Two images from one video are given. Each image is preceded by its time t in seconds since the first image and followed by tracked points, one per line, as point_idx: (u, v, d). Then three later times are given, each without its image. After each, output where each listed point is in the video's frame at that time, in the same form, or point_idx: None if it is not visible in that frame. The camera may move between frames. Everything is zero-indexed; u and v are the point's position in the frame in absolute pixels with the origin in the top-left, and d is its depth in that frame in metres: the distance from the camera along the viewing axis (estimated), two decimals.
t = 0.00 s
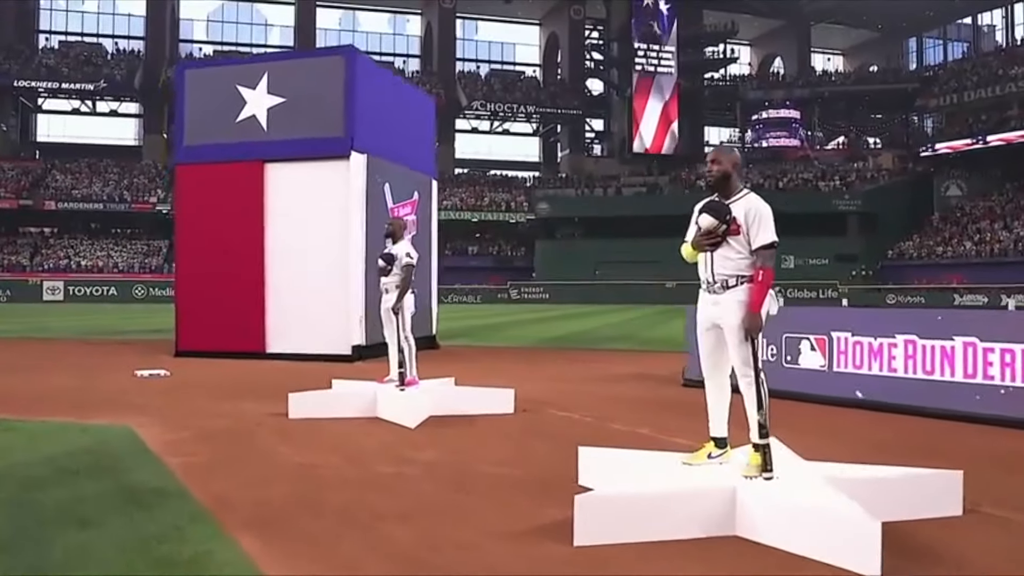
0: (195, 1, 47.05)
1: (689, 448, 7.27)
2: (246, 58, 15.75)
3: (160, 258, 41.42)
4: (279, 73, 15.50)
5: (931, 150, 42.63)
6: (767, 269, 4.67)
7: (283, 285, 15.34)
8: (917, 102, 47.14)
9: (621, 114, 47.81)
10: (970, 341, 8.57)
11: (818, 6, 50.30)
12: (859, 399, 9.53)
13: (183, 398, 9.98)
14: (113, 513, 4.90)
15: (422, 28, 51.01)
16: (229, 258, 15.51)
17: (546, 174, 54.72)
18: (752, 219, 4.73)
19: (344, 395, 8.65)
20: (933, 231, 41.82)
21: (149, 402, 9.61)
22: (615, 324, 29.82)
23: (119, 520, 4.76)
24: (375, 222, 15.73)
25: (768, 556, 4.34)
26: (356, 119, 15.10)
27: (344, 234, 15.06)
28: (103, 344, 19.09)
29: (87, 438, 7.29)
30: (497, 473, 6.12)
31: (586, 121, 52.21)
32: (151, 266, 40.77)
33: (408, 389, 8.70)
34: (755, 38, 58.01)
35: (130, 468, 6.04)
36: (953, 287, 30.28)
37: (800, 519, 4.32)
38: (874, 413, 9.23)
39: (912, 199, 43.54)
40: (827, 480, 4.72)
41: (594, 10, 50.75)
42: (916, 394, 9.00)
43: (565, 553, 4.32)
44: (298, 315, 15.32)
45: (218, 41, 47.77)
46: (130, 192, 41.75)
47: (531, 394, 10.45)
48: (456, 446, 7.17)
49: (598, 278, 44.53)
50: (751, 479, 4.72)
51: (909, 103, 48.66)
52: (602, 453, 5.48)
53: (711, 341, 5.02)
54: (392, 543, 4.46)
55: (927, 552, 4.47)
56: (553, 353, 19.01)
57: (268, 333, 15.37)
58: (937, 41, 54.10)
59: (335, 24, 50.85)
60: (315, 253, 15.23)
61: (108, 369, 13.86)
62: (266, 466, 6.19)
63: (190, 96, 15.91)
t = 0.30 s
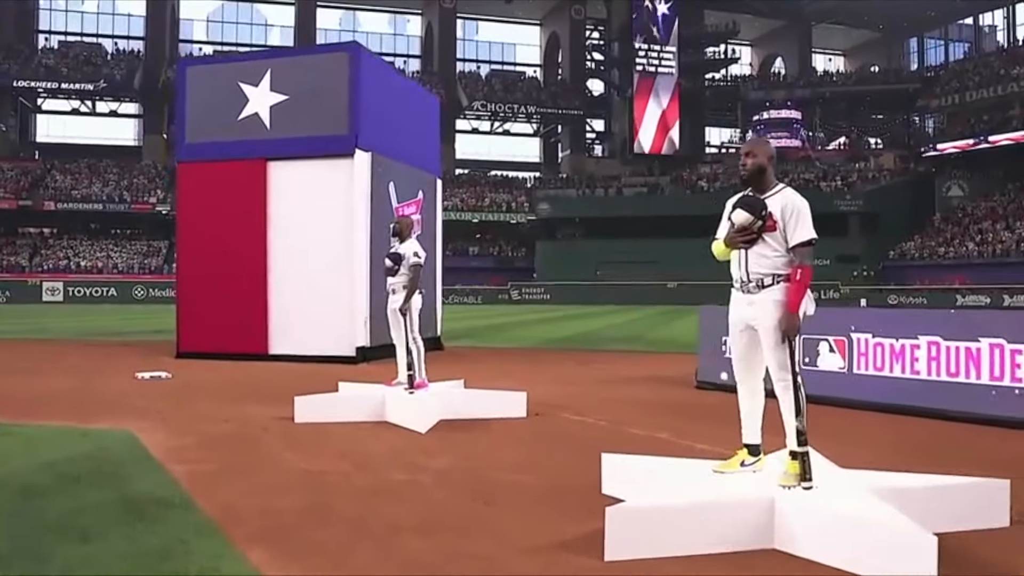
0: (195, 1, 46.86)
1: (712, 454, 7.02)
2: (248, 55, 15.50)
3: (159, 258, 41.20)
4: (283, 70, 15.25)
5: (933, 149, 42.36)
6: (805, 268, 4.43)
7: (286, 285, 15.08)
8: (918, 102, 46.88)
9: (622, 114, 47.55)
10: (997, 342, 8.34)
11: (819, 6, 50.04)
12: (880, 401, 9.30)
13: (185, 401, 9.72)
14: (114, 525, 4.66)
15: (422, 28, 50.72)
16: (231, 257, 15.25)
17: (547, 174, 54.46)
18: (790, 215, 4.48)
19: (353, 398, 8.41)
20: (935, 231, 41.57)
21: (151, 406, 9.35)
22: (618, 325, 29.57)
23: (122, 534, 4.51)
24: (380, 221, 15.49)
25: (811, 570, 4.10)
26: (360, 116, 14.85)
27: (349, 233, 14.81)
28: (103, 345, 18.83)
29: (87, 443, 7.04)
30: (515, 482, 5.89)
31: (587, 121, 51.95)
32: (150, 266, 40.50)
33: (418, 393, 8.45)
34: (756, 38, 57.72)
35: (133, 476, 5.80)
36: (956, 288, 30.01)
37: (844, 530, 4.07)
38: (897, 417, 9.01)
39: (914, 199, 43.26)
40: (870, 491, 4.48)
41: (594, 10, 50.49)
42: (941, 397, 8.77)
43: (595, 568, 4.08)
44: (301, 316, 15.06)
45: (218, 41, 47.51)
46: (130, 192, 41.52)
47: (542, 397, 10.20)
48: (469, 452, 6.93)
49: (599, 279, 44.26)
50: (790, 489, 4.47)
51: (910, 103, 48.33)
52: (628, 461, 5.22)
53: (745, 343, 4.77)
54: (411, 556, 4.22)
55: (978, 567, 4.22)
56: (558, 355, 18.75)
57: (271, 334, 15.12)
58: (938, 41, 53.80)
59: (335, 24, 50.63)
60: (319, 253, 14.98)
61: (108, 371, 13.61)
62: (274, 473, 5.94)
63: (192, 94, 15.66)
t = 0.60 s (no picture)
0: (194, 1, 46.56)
1: (736, 460, 6.77)
2: (250, 50, 15.23)
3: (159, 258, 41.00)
4: (285, 66, 14.99)
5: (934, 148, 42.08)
6: (846, 266, 4.17)
7: (288, 284, 14.83)
8: (919, 101, 46.58)
9: (622, 113, 47.23)
10: None
11: (820, 5, 49.77)
12: (900, 403, 9.05)
13: (188, 404, 9.46)
14: (115, 538, 4.40)
15: (422, 28, 50.36)
16: (232, 256, 15.00)
17: (547, 174, 54.21)
18: (830, 209, 4.23)
19: (359, 401, 8.14)
20: (936, 231, 41.33)
21: (153, 408, 9.10)
22: (621, 325, 29.33)
23: (121, 548, 4.26)
24: (383, 219, 15.24)
25: None
26: (364, 112, 14.58)
27: (351, 232, 14.56)
28: (103, 346, 18.57)
29: (87, 449, 6.78)
30: (535, 490, 5.63)
31: (587, 121, 51.66)
32: (149, 266, 40.21)
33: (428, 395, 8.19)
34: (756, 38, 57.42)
35: (136, 483, 5.54)
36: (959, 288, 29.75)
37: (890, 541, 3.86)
38: (919, 418, 8.78)
39: (914, 199, 42.99)
40: (917, 503, 4.25)
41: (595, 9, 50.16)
42: (967, 399, 8.53)
43: None
44: (304, 315, 14.81)
45: (218, 40, 47.23)
46: (129, 191, 41.28)
47: (553, 399, 9.95)
48: (485, 457, 6.67)
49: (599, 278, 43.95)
50: (831, 497, 4.25)
51: (911, 103, 48.06)
52: (658, 469, 4.98)
53: (782, 343, 4.50)
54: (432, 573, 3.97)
55: None
56: (563, 354, 18.53)
57: (273, 334, 14.87)
58: (939, 40, 53.53)
59: (335, 24, 50.46)
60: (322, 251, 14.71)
61: (107, 373, 13.34)
62: (281, 480, 5.70)
63: (193, 90, 15.43)
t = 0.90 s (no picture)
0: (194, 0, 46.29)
1: (763, 468, 6.49)
2: (253, 47, 14.98)
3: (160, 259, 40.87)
4: (290, 63, 14.74)
5: (937, 148, 41.76)
6: (897, 268, 3.92)
7: (293, 285, 14.58)
8: (922, 101, 46.25)
9: (625, 113, 46.87)
10: None
11: (822, 5, 49.46)
12: (926, 407, 8.79)
13: (192, 408, 9.21)
14: (118, 557, 4.15)
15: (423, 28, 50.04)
16: (236, 256, 14.74)
17: (549, 174, 53.94)
18: (881, 205, 3.97)
19: (370, 406, 7.89)
20: (940, 232, 41.01)
21: (156, 413, 8.84)
22: (625, 326, 29.06)
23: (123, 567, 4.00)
24: (390, 219, 14.99)
25: None
26: (370, 110, 14.34)
27: (358, 232, 14.31)
28: (104, 348, 18.32)
29: (89, 457, 6.51)
30: (557, 501, 5.36)
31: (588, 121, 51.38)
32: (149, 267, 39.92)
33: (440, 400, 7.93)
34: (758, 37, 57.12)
35: (139, 495, 5.29)
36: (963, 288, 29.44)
37: (950, 561, 3.60)
38: (946, 423, 8.52)
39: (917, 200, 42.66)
40: (970, 517, 3.99)
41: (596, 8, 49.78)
42: (995, 403, 8.28)
43: None
44: (309, 317, 14.55)
45: (219, 41, 46.99)
46: (130, 192, 41.07)
47: (567, 403, 9.69)
48: (501, 465, 6.40)
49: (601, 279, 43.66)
50: (878, 511, 4.00)
51: (913, 102, 47.77)
52: (690, 481, 4.72)
53: (826, 348, 4.25)
54: None
55: None
56: (570, 355, 18.25)
57: (279, 335, 14.61)
58: (941, 40, 53.19)
59: (336, 24, 50.25)
60: (328, 251, 14.47)
61: (109, 376, 13.09)
62: (291, 491, 5.44)
63: (195, 88, 15.17)
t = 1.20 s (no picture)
0: None
1: (793, 476, 6.23)
2: (256, 43, 14.70)
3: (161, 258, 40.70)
4: (294, 59, 14.46)
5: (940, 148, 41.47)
6: (956, 268, 3.67)
7: (297, 285, 14.33)
8: (924, 101, 46.00)
9: (625, 112, 46.61)
10: None
11: (824, 5, 49.21)
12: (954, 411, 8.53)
13: (197, 411, 8.95)
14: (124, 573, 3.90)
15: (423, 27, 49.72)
16: (239, 256, 14.48)
17: (549, 175, 53.66)
18: (938, 201, 3.73)
19: (381, 410, 7.63)
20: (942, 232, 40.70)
21: (160, 416, 8.59)
22: (628, 326, 28.79)
23: None
24: (395, 218, 14.74)
25: None
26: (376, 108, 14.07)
27: (363, 231, 14.06)
28: (105, 349, 18.04)
29: (90, 464, 6.24)
30: (583, 511, 5.11)
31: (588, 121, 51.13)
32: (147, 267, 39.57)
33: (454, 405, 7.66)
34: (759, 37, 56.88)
35: (145, 506, 5.04)
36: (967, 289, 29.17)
37: None
38: (975, 428, 8.26)
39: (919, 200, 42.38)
40: None
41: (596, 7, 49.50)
42: None
43: None
44: (313, 318, 14.30)
45: (219, 40, 46.72)
46: (129, 192, 40.77)
47: (581, 407, 9.44)
48: (521, 472, 6.15)
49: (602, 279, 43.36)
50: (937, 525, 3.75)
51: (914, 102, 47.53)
52: (728, 493, 4.48)
53: (877, 352, 4.00)
54: None
55: None
56: (576, 357, 18.00)
57: (282, 336, 14.36)
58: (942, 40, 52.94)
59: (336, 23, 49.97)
60: (333, 251, 14.21)
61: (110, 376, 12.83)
62: (304, 501, 5.20)
63: (197, 84, 14.88)
